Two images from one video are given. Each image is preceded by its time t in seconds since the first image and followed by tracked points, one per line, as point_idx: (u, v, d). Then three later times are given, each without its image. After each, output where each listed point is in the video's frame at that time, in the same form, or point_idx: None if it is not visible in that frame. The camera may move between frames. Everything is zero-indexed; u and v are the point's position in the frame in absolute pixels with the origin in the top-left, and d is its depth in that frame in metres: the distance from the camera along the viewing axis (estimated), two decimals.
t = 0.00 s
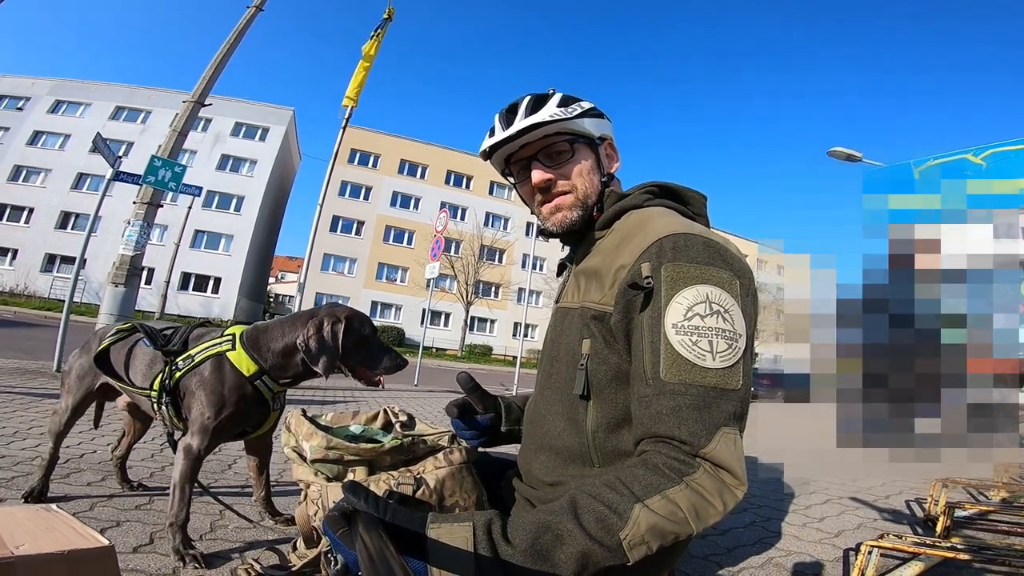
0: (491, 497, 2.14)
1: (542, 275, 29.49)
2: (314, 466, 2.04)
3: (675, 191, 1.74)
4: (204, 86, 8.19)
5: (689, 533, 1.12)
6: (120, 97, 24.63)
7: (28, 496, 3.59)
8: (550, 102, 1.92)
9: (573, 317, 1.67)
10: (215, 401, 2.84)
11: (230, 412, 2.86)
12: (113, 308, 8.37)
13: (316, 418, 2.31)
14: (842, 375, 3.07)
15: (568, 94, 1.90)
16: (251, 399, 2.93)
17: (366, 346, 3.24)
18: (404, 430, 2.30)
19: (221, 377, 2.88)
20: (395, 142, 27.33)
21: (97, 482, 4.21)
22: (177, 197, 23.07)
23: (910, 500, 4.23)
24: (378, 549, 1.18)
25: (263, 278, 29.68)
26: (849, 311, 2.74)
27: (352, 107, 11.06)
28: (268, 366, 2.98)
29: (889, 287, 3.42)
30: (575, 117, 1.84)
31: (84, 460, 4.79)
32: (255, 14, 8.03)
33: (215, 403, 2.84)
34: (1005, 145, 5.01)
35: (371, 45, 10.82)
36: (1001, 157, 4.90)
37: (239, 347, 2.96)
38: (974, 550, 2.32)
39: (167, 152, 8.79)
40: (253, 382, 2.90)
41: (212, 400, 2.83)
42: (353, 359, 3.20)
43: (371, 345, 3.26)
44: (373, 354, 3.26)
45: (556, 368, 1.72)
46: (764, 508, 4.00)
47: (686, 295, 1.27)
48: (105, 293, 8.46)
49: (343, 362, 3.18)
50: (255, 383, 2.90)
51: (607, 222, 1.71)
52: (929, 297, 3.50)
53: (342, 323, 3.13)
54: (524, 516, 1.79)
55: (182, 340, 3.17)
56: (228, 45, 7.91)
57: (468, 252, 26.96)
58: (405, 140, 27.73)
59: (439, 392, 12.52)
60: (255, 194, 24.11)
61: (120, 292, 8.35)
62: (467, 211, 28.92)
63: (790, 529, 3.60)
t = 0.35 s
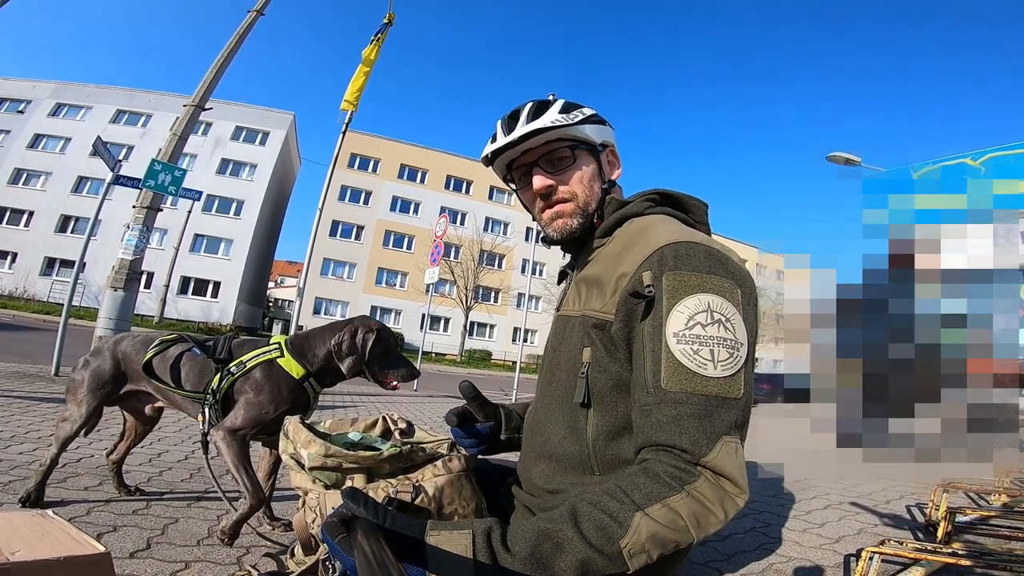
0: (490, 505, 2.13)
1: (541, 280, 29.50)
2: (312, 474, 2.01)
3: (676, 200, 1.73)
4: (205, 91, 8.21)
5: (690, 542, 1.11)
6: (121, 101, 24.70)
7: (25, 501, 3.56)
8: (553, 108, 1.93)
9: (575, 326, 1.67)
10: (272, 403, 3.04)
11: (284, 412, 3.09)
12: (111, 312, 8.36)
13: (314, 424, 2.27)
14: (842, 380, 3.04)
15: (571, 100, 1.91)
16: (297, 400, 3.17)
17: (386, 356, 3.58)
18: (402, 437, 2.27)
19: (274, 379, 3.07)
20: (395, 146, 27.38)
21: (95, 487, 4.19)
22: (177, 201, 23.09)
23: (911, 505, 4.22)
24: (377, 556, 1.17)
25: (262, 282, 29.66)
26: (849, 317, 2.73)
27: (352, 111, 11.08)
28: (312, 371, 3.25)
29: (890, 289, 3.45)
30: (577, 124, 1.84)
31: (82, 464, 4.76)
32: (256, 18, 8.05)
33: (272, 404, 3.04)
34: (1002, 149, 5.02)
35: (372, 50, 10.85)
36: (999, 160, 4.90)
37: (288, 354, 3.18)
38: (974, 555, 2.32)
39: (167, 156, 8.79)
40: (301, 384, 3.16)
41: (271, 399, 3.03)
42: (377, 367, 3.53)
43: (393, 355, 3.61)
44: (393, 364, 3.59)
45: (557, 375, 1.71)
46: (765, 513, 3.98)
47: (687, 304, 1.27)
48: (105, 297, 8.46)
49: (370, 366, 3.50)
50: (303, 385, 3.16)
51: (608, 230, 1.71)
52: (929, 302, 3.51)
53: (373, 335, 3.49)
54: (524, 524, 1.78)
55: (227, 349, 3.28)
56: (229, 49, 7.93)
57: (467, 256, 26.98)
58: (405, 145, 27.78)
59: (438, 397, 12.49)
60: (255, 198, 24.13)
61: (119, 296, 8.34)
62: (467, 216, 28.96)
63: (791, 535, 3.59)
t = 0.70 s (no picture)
0: (489, 507, 2.12)
1: (540, 283, 29.51)
2: (311, 477, 1.98)
3: (675, 203, 1.73)
4: (204, 94, 8.22)
5: (690, 545, 1.11)
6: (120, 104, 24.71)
7: (22, 504, 3.55)
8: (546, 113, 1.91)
9: (575, 329, 1.66)
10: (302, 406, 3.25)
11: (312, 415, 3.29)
12: (110, 315, 8.34)
13: (313, 427, 2.25)
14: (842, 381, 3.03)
15: (563, 104, 1.89)
16: (325, 401, 3.37)
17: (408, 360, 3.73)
18: (402, 440, 2.25)
19: (305, 384, 3.29)
20: (394, 150, 27.41)
21: (92, 490, 4.17)
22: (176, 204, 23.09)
23: (912, 507, 4.22)
24: (377, 559, 1.17)
25: (261, 285, 29.63)
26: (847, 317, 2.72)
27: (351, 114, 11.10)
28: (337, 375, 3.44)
29: (890, 290, 3.46)
30: (569, 130, 1.82)
31: (80, 468, 4.74)
32: (255, 21, 8.07)
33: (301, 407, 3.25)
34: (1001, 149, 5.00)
35: (370, 54, 10.88)
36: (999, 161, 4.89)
37: (315, 359, 3.36)
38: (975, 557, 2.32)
39: (167, 159, 8.80)
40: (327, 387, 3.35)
41: (303, 404, 3.24)
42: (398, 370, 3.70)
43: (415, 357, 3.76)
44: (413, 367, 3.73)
45: (557, 379, 1.71)
46: (764, 516, 3.97)
47: (687, 308, 1.27)
48: (103, 300, 8.44)
49: (389, 370, 3.67)
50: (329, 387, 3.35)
51: (608, 234, 1.71)
52: (929, 303, 3.52)
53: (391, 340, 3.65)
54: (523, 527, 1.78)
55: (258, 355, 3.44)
56: (229, 52, 7.95)
57: (466, 260, 26.98)
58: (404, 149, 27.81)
59: (437, 401, 12.46)
60: (254, 201, 24.13)
61: (118, 300, 8.32)
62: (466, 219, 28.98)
63: (791, 538, 3.58)
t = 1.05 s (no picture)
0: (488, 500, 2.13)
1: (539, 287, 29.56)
2: (311, 469, 1.97)
3: (676, 199, 1.76)
4: (204, 95, 8.24)
5: (689, 536, 1.13)
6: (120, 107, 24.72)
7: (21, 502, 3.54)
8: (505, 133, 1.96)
9: (575, 323, 1.68)
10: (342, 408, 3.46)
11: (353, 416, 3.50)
12: (108, 317, 8.33)
13: (313, 422, 2.23)
14: (841, 378, 3.05)
15: (514, 120, 1.91)
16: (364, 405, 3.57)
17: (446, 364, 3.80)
18: (401, 433, 2.24)
19: (346, 387, 3.50)
20: (393, 154, 27.46)
21: (91, 489, 4.16)
22: (175, 207, 23.09)
23: (910, 506, 4.23)
24: (375, 551, 1.17)
25: (259, 289, 29.61)
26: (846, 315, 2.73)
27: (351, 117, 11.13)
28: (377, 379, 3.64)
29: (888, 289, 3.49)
30: (512, 152, 1.86)
31: (78, 467, 4.73)
32: (255, 24, 8.12)
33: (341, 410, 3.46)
34: (999, 151, 5.03)
35: (370, 57, 10.92)
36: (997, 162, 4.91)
37: (359, 364, 3.57)
38: (974, 552, 2.33)
39: (167, 161, 8.81)
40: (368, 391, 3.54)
41: (340, 407, 3.45)
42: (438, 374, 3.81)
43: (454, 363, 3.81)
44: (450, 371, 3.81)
45: (558, 372, 1.72)
46: (763, 515, 3.98)
47: (686, 300, 1.28)
48: (102, 302, 8.42)
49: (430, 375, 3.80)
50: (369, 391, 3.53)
51: (606, 229, 1.71)
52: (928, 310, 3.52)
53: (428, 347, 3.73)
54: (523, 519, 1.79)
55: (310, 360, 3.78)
56: (229, 55, 7.99)
57: (465, 264, 27.02)
58: (403, 153, 27.86)
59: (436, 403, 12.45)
60: (253, 205, 24.13)
61: (117, 302, 8.31)
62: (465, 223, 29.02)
63: (790, 536, 3.59)
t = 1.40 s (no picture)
0: (492, 507, 2.14)
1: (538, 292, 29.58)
2: (315, 477, 1.92)
3: (676, 208, 1.76)
4: (207, 98, 8.27)
5: (694, 540, 1.13)
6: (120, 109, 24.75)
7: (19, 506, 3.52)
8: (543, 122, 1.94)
9: (579, 332, 1.69)
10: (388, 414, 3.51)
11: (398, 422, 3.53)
12: (108, 320, 8.31)
13: (316, 428, 2.18)
14: (841, 384, 3.05)
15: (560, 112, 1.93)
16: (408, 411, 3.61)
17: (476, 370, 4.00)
18: (405, 439, 2.20)
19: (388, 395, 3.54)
20: (393, 158, 27.50)
21: (90, 493, 4.14)
22: (175, 209, 23.11)
23: (910, 512, 4.23)
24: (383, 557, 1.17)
25: (258, 292, 29.58)
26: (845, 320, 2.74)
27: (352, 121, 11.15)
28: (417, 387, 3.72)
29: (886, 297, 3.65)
30: (565, 137, 1.84)
31: (76, 470, 4.71)
32: (258, 28, 8.15)
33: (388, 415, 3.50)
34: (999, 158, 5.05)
35: (372, 61, 10.95)
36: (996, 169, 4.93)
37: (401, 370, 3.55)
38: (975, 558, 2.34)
39: (168, 164, 8.83)
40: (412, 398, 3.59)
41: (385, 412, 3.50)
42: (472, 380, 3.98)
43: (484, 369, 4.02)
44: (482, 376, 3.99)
45: (561, 381, 1.73)
46: (763, 521, 3.97)
47: (687, 307, 1.29)
48: (102, 305, 8.40)
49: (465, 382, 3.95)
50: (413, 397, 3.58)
51: (609, 239, 1.73)
52: (928, 318, 3.64)
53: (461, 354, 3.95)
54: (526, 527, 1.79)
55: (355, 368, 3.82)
56: (231, 58, 8.01)
57: (465, 268, 27.03)
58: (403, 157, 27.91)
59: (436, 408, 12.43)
60: (252, 208, 24.14)
61: (116, 304, 8.29)
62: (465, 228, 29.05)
63: (790, 542, 3.59)
